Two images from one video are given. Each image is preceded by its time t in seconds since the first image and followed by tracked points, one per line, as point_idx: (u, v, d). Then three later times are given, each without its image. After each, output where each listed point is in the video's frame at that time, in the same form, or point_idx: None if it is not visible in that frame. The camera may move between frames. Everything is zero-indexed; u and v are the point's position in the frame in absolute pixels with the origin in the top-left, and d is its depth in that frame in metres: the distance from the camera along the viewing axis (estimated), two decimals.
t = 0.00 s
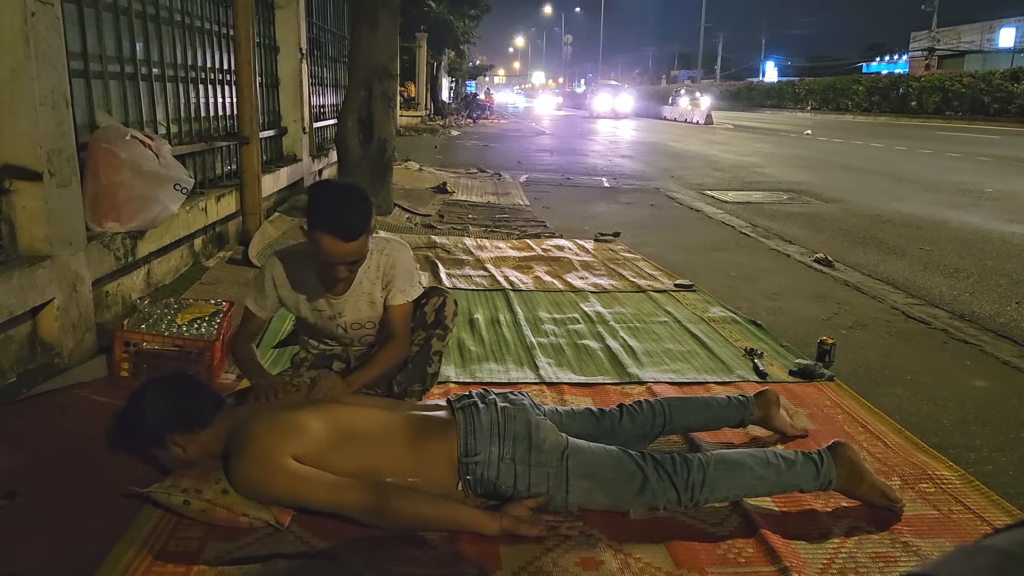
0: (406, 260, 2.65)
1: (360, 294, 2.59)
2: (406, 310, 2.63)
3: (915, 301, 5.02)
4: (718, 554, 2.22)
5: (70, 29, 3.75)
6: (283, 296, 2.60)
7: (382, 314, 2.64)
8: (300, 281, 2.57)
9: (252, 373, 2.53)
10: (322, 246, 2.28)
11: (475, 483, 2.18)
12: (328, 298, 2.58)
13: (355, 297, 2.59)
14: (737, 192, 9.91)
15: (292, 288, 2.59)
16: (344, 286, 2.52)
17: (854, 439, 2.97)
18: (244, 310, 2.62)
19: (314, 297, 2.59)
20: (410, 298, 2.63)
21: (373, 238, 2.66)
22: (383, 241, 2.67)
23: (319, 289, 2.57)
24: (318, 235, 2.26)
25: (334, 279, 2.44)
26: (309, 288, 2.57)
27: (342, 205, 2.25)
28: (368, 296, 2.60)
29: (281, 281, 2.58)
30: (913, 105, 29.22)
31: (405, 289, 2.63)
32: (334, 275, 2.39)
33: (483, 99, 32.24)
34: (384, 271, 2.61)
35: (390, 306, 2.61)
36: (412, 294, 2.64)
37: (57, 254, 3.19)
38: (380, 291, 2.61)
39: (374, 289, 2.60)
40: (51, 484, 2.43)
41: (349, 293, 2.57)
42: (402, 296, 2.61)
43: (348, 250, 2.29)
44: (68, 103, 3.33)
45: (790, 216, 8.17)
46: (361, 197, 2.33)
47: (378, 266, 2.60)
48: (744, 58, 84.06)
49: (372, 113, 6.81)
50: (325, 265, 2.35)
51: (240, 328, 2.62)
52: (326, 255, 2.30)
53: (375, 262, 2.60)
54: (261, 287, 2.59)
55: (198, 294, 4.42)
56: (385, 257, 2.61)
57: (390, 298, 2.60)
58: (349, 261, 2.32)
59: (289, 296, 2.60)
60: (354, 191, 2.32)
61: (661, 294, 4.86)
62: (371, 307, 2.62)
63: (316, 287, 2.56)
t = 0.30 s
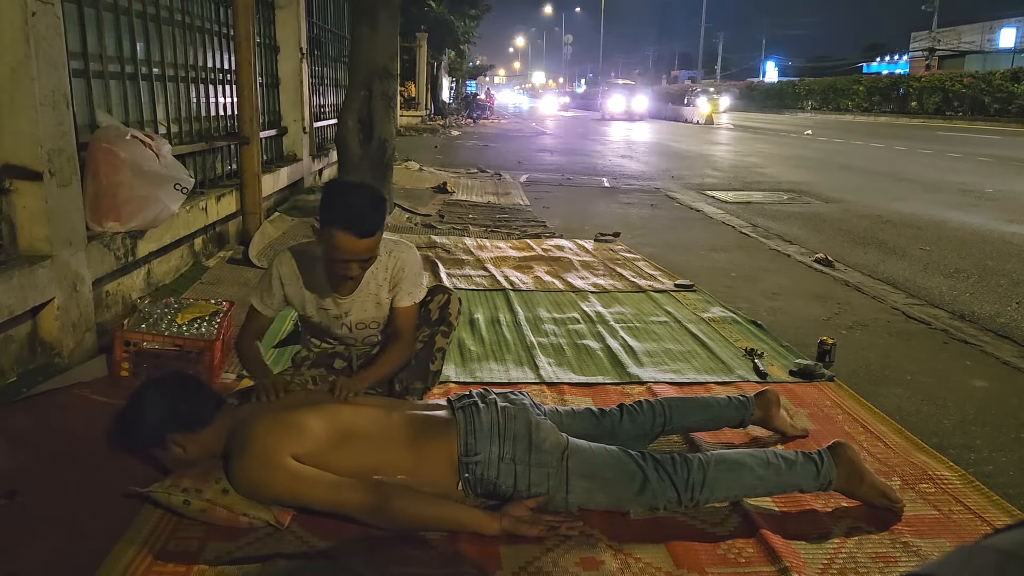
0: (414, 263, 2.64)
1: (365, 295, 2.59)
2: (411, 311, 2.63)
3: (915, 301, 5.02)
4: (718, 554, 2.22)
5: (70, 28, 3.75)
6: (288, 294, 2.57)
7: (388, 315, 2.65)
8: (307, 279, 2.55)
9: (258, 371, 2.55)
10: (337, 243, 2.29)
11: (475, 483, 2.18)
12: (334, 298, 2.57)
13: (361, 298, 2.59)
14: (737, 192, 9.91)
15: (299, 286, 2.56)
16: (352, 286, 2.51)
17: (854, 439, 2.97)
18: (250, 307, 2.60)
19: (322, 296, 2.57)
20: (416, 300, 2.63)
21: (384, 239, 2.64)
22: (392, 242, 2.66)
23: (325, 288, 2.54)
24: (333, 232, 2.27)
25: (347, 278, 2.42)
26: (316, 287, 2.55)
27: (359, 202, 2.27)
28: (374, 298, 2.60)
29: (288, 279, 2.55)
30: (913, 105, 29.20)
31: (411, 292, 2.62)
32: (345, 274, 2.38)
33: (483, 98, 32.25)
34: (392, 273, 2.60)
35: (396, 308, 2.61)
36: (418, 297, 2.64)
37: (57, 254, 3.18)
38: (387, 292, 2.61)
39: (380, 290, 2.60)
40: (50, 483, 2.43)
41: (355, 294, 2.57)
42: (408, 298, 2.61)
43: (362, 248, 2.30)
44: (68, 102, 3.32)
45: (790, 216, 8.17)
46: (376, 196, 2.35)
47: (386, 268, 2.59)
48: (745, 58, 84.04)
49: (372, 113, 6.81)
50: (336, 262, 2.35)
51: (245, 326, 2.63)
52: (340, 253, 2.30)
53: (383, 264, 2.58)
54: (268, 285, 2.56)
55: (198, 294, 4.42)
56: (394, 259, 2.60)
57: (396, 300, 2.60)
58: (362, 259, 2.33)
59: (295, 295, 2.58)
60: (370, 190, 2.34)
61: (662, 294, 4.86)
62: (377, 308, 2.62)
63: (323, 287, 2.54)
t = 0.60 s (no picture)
0: (416, 260, 2.65)
1: (369, 292, 2.60)
2: (413, 311, 2.63)
3: (916, 300, 5.01)
4: (719, 554, 2.22)
5: (70, 27, 3.74)
6: (294, 289, 2.57)
7: (389, 313, 2.65)
8: (313, 274, 2.56)
9: (263, 367, 2.47)
10: (354, 235, 2.28)
11: (475, 482, 2.18)
12: (338, 294, 2.58)
13: (364, 295, 2.60)
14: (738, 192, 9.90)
15: (304, 281, 2.56)
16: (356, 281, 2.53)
17: (854, 438, 2.97)
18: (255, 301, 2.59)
19: (326, 293, 2.58)
20: (418, 299, 2.63)
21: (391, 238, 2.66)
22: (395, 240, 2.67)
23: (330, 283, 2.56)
24: (350, 223, 2.26)
25: (355, 271, 2.43)
26: (322, 282, 2.55)
27: (376, 193, 2.28)
28: (378, 295, 2.61)
29: (293, 274, 2.55)
30: (914, 104, 29.18)
31: (414, 290, 2.63)
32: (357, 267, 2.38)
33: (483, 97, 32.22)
34: (395, 270, 2.61)
35: (398, 306, 2.61)
36: (420, 295, 2.64)
37: (57, 253, 3.18)
38: (389, 290, 2.62)
39: (383, 288, 2.61)
40: (50, 483, 2.43)
41: (358, 290, 2.59)
42: (411, 297, 2.61)
43: (378, 240, 2.30)
44: (69, 102, 3.32)
45: (791, 215, 8.17)
46: (390, 189, 2.37)
47: (390, 266, 2.60)
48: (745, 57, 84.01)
49: (373, 112, 6.81)
50: (350, 255, 2.34)
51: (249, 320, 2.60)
52: (356, 244, 2.30)
53: (387, 262, 2.60)
54: (273, 279, 2.56)
55: (198, 293, 4.42)
56: (397, 256, 2.61)
57: (399, 297, 2.61)
58: (377, 251, 2.33)
59: (300, 291, 2.58)
60: (383, 183, 2.36)
61: (662, 293, 4.86)
62: (379, 306, 2.63)
63: (328, 281, 2.55)
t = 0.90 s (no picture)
0: (419, 254, 2.67)
1: (372, 287, 2.62)
2: (422, 303, 2.66)
3: (916, 299, 5.01)
4: (719, 553, 2.22)
5: (70, 26, 3.74)
6: (300, 283, 2.56)
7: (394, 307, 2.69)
8: (317, 268, 2.56)
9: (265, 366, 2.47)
10: (359, 224, 2.28)
11: (476, 481, 2.18)
12: (342, 289, 2.59)
13: (368, 290, 2.62)
14: (738, 190, 9.90)
15: (309, 275, 2.56)
16: (360, 275, 2.55)
17: (855, 437, 2.97)
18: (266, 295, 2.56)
19: (330, 287, 2.58)
20: (425, 292, 2.67)
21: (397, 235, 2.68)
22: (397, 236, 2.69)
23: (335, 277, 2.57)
24: (354, 212, 2.27)
25: (361, 262, 2.43)
26: (327, 276, 2.56)
27: (381, 184, 2.28)
28: (381, 289, 2.64)
29: (300, 267, 2.55)
30: (914, 103, 29.16)
31: (419, 284, 2.66)
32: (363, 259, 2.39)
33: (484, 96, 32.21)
34: (398, 266, 2.63)
35: (405, 300, 2.64)
36: (426, 288, 2.67)
37: (57, 252, 3.18)
38: (393, 285, 2.64)
39: (386, 282, 2.63)
40: (51, 482, 2.43)
41: (362, 284, 2.60)
42: (417, 290, 2.65)
43: (384, 230, 2.30)
44: (70, 100, 3.32)
45: (791, 214, 8.17)
46: (396, 182, 2.38)
47: (393, 260, 2.62)
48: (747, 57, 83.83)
49: (373, 110, 6.81)
50: (354, 245, 2.34)
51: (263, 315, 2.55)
52: (360, 234, 2.30)
53: (390, 256, 2.62)
54: (280, 271, 2.55)
55: (199, 292, 4.42)
56: (399, 251, 2.63)
57: (403, 291, 2.64)
58: (382, 243, 2.33)
59: (306, 285, 2.57)
60: (390, 175, 2.37)
61: (662, 292, 4.86)
62: (383, 300, 2.66)
63: (333, 276, 2.56)
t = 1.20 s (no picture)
0: (420, 251, 2.65)
1: (373, 287, 2.62)
2: (426, 299, 2.63)
3: (917, 298, 5.01)
4: (719, 552, 2.22)
5: (70, 24, 3.73)
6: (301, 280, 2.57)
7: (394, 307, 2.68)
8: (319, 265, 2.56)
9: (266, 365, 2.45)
10: (360, 223, 2.28)
11: (476, 480, 2.18)
12: (343, 288, 2.59)
13: (370, 290, 2.61)
14: (739, 189, 9.90)
15: (312, 272, 2.56)
16: (361, 274, 2.55)
17: (855, 436, 2.97)
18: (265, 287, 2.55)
19: (332, 286, 2.59)
20: (429, 288, 2.65)
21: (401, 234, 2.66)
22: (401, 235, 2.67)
23: (335, 275, 2.57)
24: (357, 210, 2.27)
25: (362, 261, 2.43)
26: (331, 274, 2.56)
27: (387, 185, 2.28)
28: (382, 290, 2.63)
29: (302, 264, 2.55)
30: (916, 102, 29.13)
31: (421, 280, 2.64)
32: (363, 258, 2.39)
33: (484, 95, 32.16)
34: (400, 265, 2.62)
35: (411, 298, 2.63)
36: (429, 288, 2.65)
37: (58, 250, 3.18)
38: (394, 284, 2.64)
39: (388, 282, 2.63)
40: (51, 480, 2.43)
41: (363, 284, 2.60)
42: (420, 286, 2.63)
43: (385, 230, 2.30)
44: (70, 98, 3.32)
45: (792, 213, 8.17)
46: (404, 184, 2.36)
47: (394, 258, 2.61)
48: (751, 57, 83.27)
49: (374, 109, 6.81)
50: (355, 243, 2.34)
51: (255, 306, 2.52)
52: (362, 233, 2.30)
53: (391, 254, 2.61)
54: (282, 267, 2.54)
55: (199, 290, 4.42)
56: (402, 251, 2.62)
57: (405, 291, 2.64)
58: (383, 243, 2.33)
59: (308, 282, 2.58)
60: (399, 177, 2.36)
61: (663, 290, 4.86)
62: (384, 301, 2.66)
63: (334, 274, 2.56)
